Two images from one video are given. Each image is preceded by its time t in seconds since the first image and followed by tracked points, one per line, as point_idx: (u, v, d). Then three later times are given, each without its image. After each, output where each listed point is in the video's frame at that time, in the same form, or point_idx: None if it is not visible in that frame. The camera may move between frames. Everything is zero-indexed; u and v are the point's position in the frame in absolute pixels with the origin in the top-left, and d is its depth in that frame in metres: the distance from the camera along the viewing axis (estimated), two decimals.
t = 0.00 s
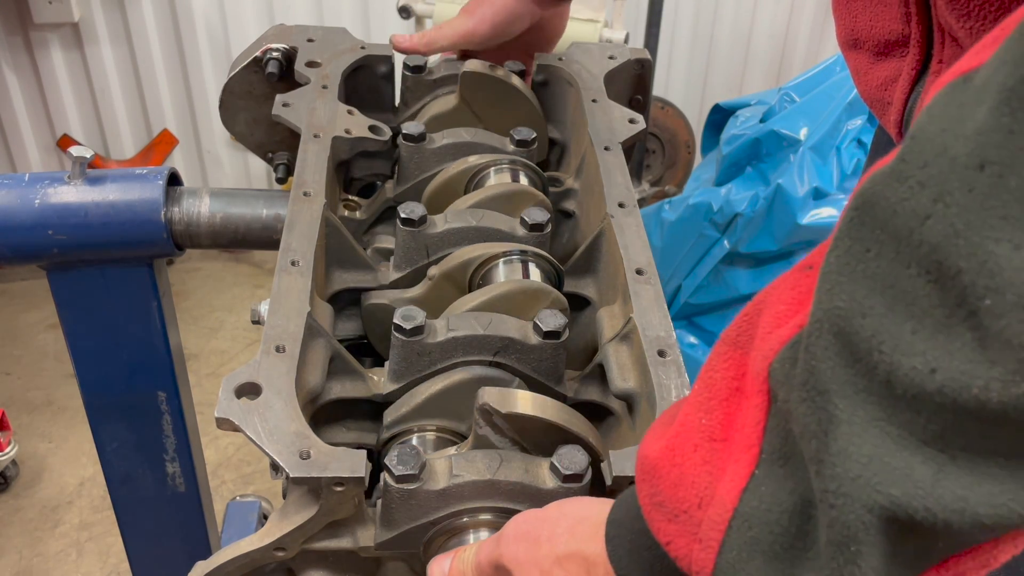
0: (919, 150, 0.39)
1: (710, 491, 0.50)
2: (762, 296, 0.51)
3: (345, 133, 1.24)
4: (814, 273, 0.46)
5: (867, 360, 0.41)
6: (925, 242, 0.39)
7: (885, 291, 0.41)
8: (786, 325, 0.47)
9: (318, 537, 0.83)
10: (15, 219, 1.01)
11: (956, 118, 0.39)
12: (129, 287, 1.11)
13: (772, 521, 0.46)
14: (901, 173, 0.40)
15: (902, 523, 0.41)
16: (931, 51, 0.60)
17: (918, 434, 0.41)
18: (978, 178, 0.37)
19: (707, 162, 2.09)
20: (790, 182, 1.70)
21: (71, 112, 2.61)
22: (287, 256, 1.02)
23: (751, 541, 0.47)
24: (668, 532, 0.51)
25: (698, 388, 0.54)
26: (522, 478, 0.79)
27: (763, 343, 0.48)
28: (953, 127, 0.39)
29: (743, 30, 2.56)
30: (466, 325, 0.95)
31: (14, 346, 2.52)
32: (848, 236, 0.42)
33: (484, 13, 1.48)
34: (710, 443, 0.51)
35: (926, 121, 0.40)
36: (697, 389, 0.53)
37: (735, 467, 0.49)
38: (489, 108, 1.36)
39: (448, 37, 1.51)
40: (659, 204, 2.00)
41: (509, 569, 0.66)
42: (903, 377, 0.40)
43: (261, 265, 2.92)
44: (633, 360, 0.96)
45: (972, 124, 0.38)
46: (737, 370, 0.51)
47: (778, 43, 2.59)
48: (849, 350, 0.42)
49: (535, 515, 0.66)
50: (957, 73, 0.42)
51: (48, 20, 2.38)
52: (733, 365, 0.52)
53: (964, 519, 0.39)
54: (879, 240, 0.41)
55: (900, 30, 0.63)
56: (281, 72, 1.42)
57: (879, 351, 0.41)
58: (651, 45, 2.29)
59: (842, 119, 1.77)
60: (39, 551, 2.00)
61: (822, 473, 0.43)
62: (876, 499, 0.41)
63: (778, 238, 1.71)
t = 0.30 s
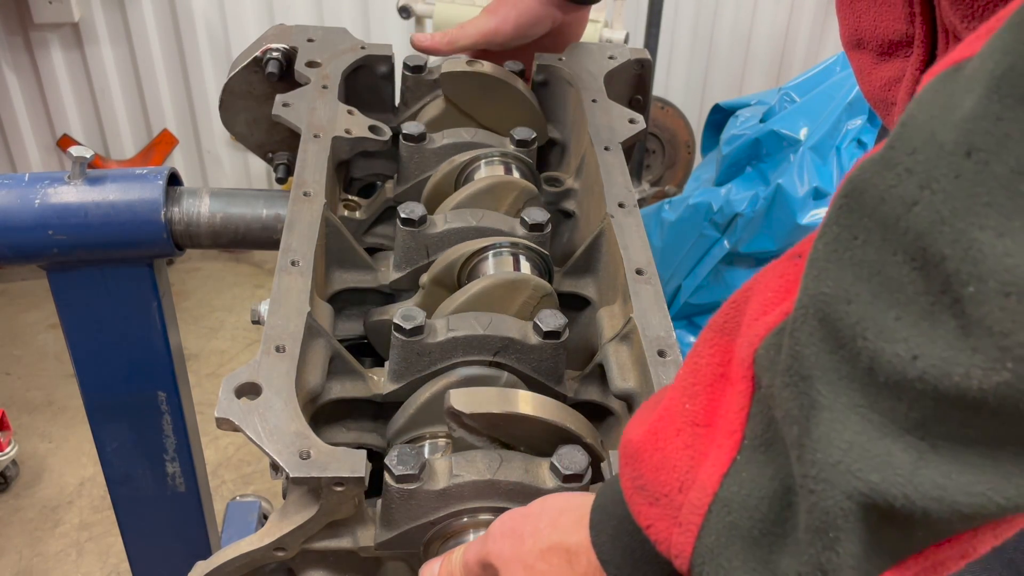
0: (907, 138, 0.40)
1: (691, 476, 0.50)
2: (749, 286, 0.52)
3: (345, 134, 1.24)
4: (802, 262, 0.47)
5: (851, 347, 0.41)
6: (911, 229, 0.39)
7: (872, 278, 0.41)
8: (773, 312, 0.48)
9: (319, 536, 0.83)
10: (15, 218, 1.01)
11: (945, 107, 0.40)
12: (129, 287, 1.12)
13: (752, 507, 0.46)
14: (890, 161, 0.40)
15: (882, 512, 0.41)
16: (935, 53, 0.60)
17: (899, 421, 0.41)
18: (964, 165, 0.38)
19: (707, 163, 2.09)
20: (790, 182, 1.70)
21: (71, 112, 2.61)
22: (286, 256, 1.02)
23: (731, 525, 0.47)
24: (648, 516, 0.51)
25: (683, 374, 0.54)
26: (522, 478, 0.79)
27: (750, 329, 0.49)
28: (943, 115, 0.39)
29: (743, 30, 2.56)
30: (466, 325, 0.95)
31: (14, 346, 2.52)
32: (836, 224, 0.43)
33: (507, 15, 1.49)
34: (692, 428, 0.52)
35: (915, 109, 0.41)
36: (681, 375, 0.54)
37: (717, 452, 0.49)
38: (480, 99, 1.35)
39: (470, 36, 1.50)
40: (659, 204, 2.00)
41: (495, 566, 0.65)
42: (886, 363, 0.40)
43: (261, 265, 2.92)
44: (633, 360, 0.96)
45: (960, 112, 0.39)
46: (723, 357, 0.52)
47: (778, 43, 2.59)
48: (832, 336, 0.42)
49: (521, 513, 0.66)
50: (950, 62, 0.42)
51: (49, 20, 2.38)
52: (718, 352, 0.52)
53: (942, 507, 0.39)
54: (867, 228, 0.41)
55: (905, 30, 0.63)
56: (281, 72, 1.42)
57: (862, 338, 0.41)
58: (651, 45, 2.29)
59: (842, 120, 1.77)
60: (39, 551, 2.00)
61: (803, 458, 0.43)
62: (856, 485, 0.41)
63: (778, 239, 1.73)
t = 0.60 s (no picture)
0: (887, 125, 0.41)
1: (666, 460, 0.51)
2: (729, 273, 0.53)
3: (345, 133, 1.24)
4: (783, 249, 0.49)
5: (826, 332, 0.42)
6: (887, 216, 0.40)
7: (849, 264, 0.42)
8: (753, 298, 0.49)
9: (319, 536, 0.83)
10: (15, 218, 1.02)
11: (924, 93, 0.41)
12: (129, 287, 1.12)
13: (726, 491, 0.48)
14: (870, 147, 0.41)
15: (853, 498, 0.42)
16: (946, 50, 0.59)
17: (871, 407, 0.41)
18: (942, 151, 0.39)
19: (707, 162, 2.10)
20: (790, 182, 1.69)
21: (70, 112, 2.61)
22: (287, 256, 1.02)
23: (704, 509, 0.48)
24: (623, 499, 0.52)
25: (660, 359, 0.55)
26: (523, 478, 0.80)
27: (729, 315, 0.50)
28: (919, 102, 0.40)
29: (743, 30, 2.56)
30: (466, 325, 0.95)
31: (14, 346, 2.52)
32: (817, 210, 0.43)
33: (520, 13, 1.50)
34: (669, 413, 0.52)
35: (896, 97, 0.42)
36: (659, 360, 0.55)
37: (693, 437, 0.50)
38: (469, 96, 1.35)
39: (482, 34, 1.51)
40: (659, 204, 2.00)
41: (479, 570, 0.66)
42: (860, 349, 0.41)
43: (260, 265, 2.92)
44: (633, 360, 0.96)
45: (939, 99, 0.40)
46: (701, 342, 0.53)
47: (778, 43, 2.59)
48: (808, 322, 0.43)
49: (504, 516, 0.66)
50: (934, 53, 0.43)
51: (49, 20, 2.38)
52: (697, 338, 0.53)
53: (912, 492, 0.40)
54: (846, 214, 0.42)
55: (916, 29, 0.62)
56: (281, 72, 1.41)
57: (838, 323, 0.41)
58: (651, 45, 2.29)
59: (842, 119, 1.74)
60: (39, 551, 2.00)
61: (777, 442, 0.44)
62: (827, 469, 0.42)
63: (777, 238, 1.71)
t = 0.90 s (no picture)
0: (829, 106, 0.43)
1: (604, 442, 0.51)
2: (670, 260, 0.55)
3: (345, 133, 1.24)
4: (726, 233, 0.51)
5: (763, 311, 0.43)
6: (823, 193, 0.41)
7: (786, 246, 0.43)
8: (696, 280, 0.50)
9: (319, 537, 0.83)
10: (14, 218, 1.01)
11: (864, 74, 0.43)
12: (130, 288, 1.12)
13: (661, 473, 0.48)
14: (811, 128, 0.43)
15: (784, 479, 0.43)
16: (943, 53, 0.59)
17: (803, 389, 0.42)
18: (876, 128, 0.40)
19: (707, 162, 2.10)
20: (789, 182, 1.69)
21: (70, 112, 2.61)
22: (287, 256, 1.01)
23: (639, 492, 0.48)
24: (559, 483, 0.52)
25: (599, 342, 0.56)
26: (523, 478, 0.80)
27: (672, 297, 0.51)
28: (860, 81, 0.43)
29: (743, 30, 2.56)
30: (466, 325, 0.95)
31: (15, 346, 2.52)
32: (758, 193, 0.45)
33: (508, 29, 1.50)
34: (608, 395, 0.53)
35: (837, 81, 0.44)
36: (598, 341, 0.55)
37: (631, 419, 0.51)
38: (458, 99, 1.35)
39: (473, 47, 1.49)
40: (659, 204, 2.00)
41: None
42: (793, 328, 0.41)
43: (260, 265, 2.92)
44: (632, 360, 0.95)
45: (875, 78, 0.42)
46: (641, 325, 0.54)
47: (778, 43, 2.59)
48: (745, 302, 0.44)
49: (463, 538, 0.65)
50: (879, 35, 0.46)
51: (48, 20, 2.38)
52: (637, 320, 0.54)
53: (843, 475, 0.40)
54: (786, 195, 0.43)
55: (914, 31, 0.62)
56: (280, 72, 1.41)
57: (773, 303, 0.42)
58: (651, 46, 2.28)
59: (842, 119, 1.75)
60: (39, 551, 2.00)
61: (711, 422, 0.45)
62: (759, 450, 0.42)
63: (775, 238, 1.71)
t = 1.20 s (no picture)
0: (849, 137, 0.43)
1: (660, 438, 0.53)
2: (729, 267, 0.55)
3: (345, 134, 1.24)
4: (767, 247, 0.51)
5: (798, 321, 0.44)
6: (848, 213, 0.42)
7: (818, 260, 0.43)
8: (738, 294, 0.51)
9: (319, 537, 0.83)
10: (15, 218, 1.01)
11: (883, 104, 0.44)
12: (129, 288, 1.11)
13: (713, 466, 0.49)
14: (838, 152, 0.44)
15: (826, 477, 0.44)
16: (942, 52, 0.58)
17: (843, 389, 0.43)
18: (893, 155, 0.41)
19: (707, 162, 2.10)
20: (790, 182, 1.70)
21: (70, 112, 2.61)
22: (287, 256, 1.02)
23: (692, 484, 0.50)
24: (623, 475, 0.54)
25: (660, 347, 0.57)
26: (523, 478, 0.80)
27: (725, 301, 0.52)
28: (880, 108, 0.43)
29: (743, 29, 2.55)
30: (466, 325, 0.95)
31: (14, 346, 2.52)
32: (796, 208, 0.46)
33: (489, 34, 1.50)
34: (666, 395, 0.54)
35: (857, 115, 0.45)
36: (657, 345, 0.56)
37: (687, 416, 0.52)
38: (443, 99, 1.34)
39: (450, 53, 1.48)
40: (659, 204, 2.00)
41: None
42: (827, 337, 0.42)
43: (260, 265, 2.92)
44: (633, 360, 0.96)
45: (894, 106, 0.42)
46: (699, 330, 0.54)
47: (778, 43, 2.58)
48: (782, 311, 0.45)
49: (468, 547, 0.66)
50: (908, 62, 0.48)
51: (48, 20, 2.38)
52: (695, 325, 0.55)
53: (877, 470, 0.41)
54: (818, 212, 0.44)
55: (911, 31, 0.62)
56: (280, 72, 1.41)
57: (807, 313, 0.43)
58: (651, 45, 2.28)
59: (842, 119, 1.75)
60: (39, 551, 2.00)
61: (757, 419, 0.46)
62: (800, 446, 0.43)
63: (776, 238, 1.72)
